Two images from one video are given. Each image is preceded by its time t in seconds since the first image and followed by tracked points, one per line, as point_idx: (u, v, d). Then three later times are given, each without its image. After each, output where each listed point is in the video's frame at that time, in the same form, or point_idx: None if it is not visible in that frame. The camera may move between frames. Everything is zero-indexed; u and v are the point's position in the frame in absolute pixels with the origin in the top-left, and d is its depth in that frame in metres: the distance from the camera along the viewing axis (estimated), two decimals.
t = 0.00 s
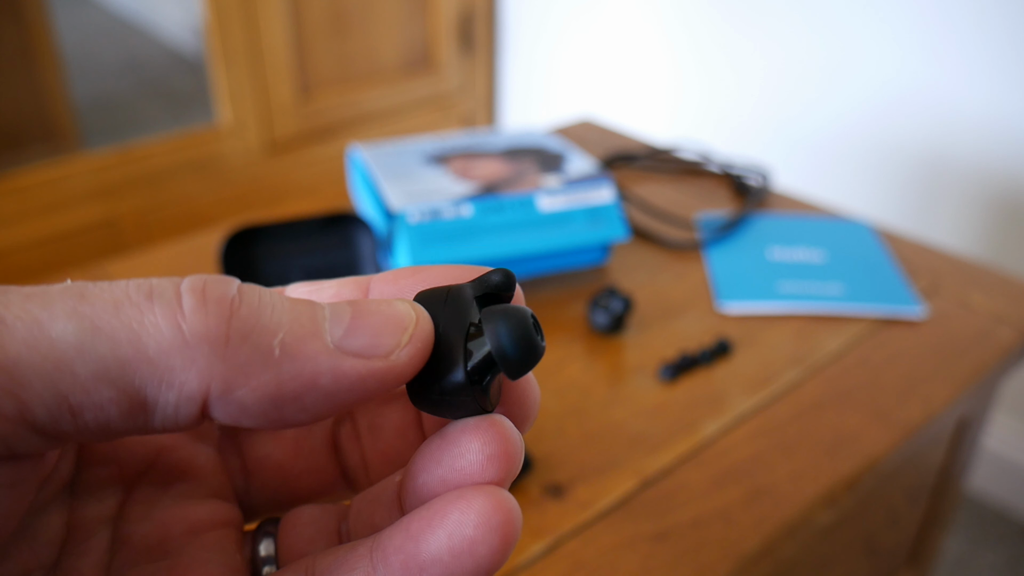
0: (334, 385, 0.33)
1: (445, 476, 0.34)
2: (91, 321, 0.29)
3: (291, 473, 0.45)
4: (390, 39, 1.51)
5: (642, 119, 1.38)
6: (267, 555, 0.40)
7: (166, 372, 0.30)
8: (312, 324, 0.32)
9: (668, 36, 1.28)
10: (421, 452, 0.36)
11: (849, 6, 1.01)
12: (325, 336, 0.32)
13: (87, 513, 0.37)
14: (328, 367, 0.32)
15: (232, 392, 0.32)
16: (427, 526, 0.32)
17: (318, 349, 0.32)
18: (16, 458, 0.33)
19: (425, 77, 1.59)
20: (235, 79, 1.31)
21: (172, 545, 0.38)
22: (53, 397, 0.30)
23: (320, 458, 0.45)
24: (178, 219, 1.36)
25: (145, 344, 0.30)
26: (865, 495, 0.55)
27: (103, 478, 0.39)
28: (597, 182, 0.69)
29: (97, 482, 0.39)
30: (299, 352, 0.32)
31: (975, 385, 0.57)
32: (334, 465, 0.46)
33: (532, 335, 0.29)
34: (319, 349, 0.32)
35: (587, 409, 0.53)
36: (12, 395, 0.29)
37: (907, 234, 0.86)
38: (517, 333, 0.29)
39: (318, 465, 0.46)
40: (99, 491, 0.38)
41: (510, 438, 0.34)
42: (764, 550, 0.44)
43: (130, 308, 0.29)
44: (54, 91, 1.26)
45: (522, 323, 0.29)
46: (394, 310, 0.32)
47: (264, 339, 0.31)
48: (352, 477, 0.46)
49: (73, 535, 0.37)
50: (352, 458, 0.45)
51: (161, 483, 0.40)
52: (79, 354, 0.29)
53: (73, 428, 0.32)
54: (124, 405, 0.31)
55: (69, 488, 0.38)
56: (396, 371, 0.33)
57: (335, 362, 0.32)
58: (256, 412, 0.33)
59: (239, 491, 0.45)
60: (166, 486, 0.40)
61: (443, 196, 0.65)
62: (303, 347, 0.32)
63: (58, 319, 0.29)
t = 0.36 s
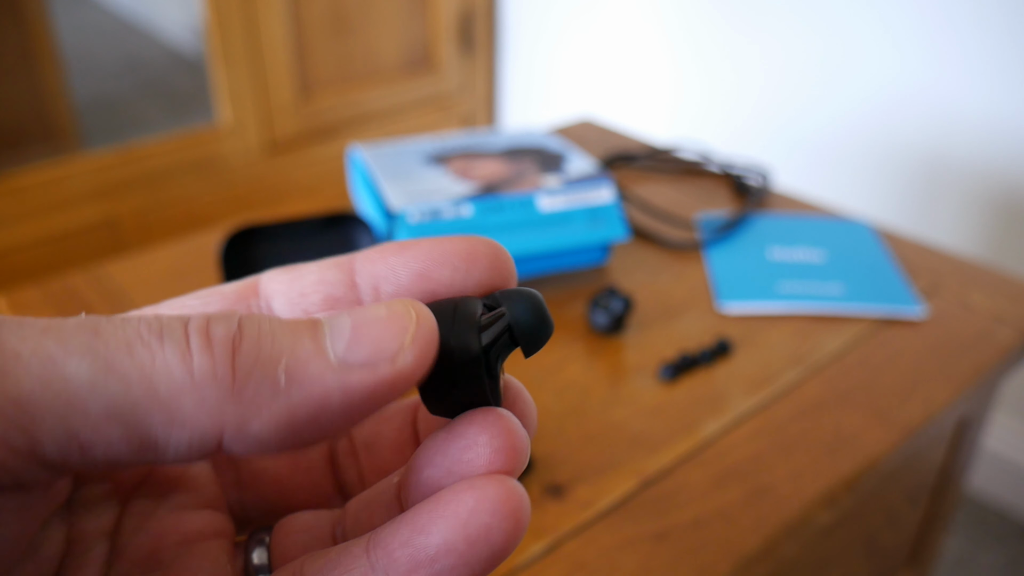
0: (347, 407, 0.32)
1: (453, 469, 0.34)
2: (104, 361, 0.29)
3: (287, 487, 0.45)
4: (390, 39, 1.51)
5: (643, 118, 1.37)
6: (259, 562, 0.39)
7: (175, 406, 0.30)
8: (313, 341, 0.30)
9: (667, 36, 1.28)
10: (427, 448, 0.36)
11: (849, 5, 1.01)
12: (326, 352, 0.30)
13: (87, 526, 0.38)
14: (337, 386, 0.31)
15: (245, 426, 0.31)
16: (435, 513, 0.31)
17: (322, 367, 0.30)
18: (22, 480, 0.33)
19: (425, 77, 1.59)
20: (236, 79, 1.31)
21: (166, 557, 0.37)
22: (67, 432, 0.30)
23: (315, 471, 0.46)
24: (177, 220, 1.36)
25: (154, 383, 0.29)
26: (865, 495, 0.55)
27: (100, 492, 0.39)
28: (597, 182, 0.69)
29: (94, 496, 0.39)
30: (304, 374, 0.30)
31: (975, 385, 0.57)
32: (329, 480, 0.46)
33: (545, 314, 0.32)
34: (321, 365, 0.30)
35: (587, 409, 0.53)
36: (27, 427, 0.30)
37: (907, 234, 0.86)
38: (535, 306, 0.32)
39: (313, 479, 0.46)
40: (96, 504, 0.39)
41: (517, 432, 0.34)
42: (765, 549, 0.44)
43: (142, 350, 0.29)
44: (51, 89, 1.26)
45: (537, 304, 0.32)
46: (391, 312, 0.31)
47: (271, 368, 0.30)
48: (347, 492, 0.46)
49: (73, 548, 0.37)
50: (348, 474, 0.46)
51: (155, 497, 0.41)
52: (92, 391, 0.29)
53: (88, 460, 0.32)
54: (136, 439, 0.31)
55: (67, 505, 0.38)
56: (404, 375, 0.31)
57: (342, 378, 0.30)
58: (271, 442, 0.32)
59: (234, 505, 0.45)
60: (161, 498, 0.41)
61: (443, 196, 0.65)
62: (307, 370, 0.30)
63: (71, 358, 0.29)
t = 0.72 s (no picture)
0: (374, 442, 0.32)
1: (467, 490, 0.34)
2: (137, 407, 0.29)
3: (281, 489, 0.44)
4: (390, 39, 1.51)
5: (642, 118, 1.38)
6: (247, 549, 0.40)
7: (208, 453, 0.30)
8: (339, 379, 0.30)
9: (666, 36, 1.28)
10: (443, 448, 0.35)
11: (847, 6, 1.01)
12: (354, 390, 0.30)
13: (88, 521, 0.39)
14: (366, 426, 0.31)
15: (276, 468, 0.31)
16: (433, 543, 0.31)
17: (350, 409, 0.30)
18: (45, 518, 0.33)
19: (425, 77, 1.59)
20: (235, 78, 1.31)
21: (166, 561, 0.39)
22: (96, 475, 0.30)
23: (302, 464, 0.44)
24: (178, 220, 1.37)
25: (189, 428, 0.29)
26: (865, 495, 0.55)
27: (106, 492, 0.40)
28: (597, 182, 0.69)
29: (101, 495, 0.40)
30: (333, 418, 0.30)
31: (975, 385, 0.57)
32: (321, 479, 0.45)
33: (512, 252, 0.30)
34: (348, 404, 0.30)
35: (587, 409, 0.53)
36: (58, 471, 0.30)
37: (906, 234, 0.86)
38: (492, 249, 0.30)
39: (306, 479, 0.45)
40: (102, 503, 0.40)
41: (539, 458, 0.33)
42: (764, 550, 0.44)
43: (176, 398, 0.29)
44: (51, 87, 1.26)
45: (503, 249, 0.30)
46: (412, 342, 0.30)
47: (301, 414, 0.30)
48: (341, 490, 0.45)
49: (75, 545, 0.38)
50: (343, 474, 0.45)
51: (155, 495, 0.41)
52: (125, 437, 0.29)
53: (113, 498, 0.32)
54: (166, 484, 0.31)
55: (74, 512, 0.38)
56: (431, 407, 0.31)
57: (370, 417, 0.31)
58: (298, 478, 0.33)
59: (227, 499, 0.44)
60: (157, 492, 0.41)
61: (444, 196, 0.65)
62: (337, 414, 0.30)
63: (105, 403, 0.29)
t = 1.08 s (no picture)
0: (349, 386, 0.33)
1: (476, 491, 0.34)
2: (107, 365, 0.30)
3: (295, 488, 0.44)
4: (390, 39, 1.51)
5: (643, 119, 1.37)
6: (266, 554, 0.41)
7: (180, 404, 0.31)
8: (305, 328, 0.32)
9: (666, 36, 1.28)
10: (453, 449, 0.35)
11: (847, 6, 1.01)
12: (320, 335, 0.32)
13: (97, 524, 0.39)
14: (336, 368, 0.32)
15: (250, 419, 0.33)
16: (439, 547, 0.31)
17: (318, 350, 0.32)
18: (25, 494, 0.34)
19: (425, 76, 1.59)
20: (236, 78, 1.31)
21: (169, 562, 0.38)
22: (71, 442, 0.31)
23: (319, 467, 0.45)
24: (178, 220, 1.37)
25: (158, 383, 0.31)
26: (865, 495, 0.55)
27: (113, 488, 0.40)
28: (596, 182, 0.69)
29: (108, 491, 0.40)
30: (301, 360, 0.32)
31: (975, 386, 0.57)
32: (335, 475, 0.45)
33: (480, 210, 0.31)
34: (314, 347, 0.32)
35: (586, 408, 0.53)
36: (29, 436, 0.31)
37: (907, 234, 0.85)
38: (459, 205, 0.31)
39: (321, 477, 0.44)
40: (111, 500, 0.40)
41: (551, 456, 0.33)
42: (763, 550, 0.44)
43: (144, 353, 0.31)
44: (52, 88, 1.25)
45: (465, 205, 0.31)
46: (371, 284, 0.32)
47: (269, 358, 0.32)
48: (356, 486, 0.45)
49: (84, 549, 0.38)
50: (358, 467, 0.44)
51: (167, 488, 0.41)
52: (97, 395, 0.30)
53: (89, 466, 0.33)
54: (142, 445, 0.32)
55: (82, 500, 0.39)
56: (400, 342, 0.32)
57: (339, 356, 0.32)
58: (274, 433, 0.34)
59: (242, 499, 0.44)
60: (171, 492, 0.41)
61: (444, 196, 0.65)
62: (304, 357, 0.32)
63: (74, 364, 0.30)
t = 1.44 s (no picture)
0: (319, 341, 0.32)
1: (471, 523, 0.31)
2: (61, 314, 0.30)
3: (298, 507, 0.42)
4: (390, 39, 1.51)
5: (643, 119, 1.37)
6: (271, 575, 0.39)
7: (139, 349, 0.31)
8: (279, 288, 0.32)
9: (665, 36, 1.28)
10: (449, 478, 0.33)
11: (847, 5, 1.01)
12: (293, 298, 0.32)
13: (98, 543, 0.37)
14: (302, 327, 0.32)
15: (213, 366, 0.32)
16: None
17: (288, 310, 0.32)
18: None
19: (425, 76, 1.59)
20: (236, 78, 1.31)
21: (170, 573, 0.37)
22: (26, 393, 0.30)
23: (326, 487, 0.42)
24: (178, 220, 1.37)
25: (114, 330, 0.30)
26: (866, 495, 0.55)
27: (114, 501, 0.38)
28: (596, 182, 0.69)
29: (109, 505, 0.38)
30: (270, 312, 0.31)
31: (975, 385, 0.57)
32: (342, 496, 0.42)
33: (478, 216, 0.32)
34: (287, 308, 0.32)
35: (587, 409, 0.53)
36: None
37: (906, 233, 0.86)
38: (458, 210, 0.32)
39: (327, 497, 0.42)
40: (112, 517, 0.38)
41: (549, 487, 0.31)
42: (764, 550, 0.44)
43: (96, 299, 0.30)
44: (51, 88, 1.25)
45: (466, 212, 0.32)
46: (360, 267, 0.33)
47: (235, 307, 0.31)
48: (364, 509, 0.42)
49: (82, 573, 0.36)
50: (365, 489, 0.42)
51: (170, 507, 0.39)
52: (50, 343, 0.30)
53: (49, 426, 0.32)
54: (107, 391, 0.32)
55: (84, 513, 0.37)
56: (373, 320, 0.31)
57: (309, 319, 0.32)
58: (239, 387, 0.33)
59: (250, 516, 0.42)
60: (176, 510, 0.39)
61: (444, 196, 0.65)
62: (272, 311, 0.32)
63: (25, 313, 0.30)
